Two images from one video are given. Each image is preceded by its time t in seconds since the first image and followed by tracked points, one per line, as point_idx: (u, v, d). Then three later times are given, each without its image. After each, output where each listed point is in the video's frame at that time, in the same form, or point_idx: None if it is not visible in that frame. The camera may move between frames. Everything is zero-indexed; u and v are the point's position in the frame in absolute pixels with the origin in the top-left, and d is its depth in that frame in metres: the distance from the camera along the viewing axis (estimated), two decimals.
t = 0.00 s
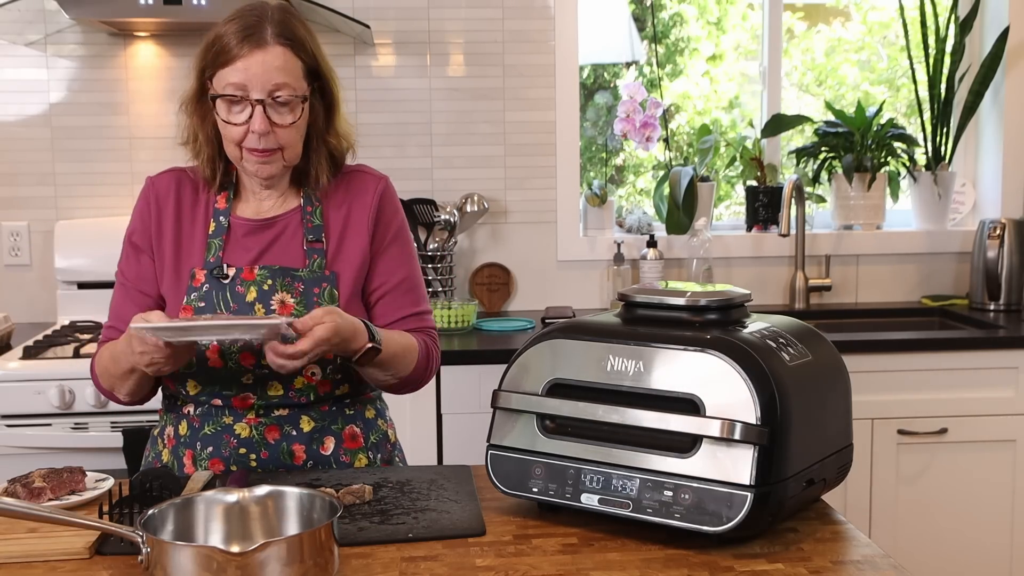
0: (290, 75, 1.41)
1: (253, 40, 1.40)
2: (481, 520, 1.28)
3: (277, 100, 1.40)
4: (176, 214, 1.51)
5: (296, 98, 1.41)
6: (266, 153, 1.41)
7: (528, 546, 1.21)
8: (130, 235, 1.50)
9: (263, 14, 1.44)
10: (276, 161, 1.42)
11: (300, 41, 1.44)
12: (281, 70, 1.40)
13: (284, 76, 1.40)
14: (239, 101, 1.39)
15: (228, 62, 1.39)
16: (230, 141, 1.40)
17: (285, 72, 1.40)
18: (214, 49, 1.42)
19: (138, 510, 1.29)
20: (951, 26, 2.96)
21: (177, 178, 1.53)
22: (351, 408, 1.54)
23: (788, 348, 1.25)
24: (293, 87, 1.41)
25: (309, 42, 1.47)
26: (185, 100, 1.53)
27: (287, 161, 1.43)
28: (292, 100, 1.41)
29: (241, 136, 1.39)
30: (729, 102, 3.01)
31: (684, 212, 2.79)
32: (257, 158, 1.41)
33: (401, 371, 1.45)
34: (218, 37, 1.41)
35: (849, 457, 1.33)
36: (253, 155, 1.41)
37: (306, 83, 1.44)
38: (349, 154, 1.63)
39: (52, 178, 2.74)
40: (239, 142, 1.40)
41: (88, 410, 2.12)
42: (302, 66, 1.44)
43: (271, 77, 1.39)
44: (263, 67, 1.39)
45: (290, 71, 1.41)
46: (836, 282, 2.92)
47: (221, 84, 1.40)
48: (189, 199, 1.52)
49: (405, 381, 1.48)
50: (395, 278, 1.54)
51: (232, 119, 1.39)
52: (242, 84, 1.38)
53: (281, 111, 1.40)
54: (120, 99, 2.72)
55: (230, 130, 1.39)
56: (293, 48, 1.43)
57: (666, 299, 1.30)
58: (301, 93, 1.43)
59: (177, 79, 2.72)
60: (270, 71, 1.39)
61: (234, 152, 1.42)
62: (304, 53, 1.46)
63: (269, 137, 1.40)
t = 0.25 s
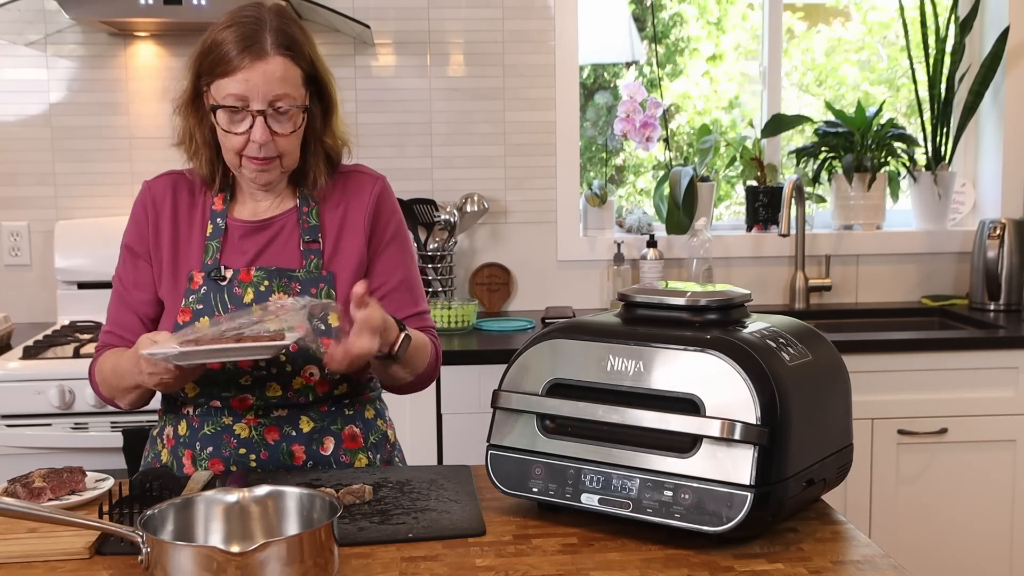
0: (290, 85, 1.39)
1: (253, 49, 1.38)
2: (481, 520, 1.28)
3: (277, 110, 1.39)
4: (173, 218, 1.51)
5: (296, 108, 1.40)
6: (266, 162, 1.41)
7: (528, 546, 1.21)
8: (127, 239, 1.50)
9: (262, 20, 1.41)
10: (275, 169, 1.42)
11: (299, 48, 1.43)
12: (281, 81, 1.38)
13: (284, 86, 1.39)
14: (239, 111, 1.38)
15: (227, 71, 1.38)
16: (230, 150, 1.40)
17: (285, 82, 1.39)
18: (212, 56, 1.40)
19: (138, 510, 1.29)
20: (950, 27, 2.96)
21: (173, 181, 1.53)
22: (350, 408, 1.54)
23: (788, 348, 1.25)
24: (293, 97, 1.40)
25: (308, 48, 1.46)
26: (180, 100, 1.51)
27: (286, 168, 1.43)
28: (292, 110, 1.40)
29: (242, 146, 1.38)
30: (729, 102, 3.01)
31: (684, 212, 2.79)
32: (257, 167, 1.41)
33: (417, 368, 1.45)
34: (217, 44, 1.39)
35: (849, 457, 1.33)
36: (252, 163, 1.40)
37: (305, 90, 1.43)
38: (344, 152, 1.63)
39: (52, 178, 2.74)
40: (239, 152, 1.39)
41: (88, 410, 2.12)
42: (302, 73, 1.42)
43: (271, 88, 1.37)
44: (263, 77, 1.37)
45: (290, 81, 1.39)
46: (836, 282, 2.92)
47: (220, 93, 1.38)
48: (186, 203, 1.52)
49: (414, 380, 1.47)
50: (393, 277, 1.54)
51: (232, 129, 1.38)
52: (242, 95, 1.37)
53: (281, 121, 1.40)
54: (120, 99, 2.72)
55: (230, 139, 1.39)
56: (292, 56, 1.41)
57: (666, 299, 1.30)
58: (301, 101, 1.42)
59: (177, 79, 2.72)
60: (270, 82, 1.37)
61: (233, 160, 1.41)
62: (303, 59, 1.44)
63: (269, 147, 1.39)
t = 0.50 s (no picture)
0: (286, 89, 1.39)
1: (248, 55, 1.37)
2: (481, 520, 1.28)
3: (274, 115, 1.39)
4: (173, 221, 1.51)
5: (292, 112, 1.40)
6: (263, 166, 1.41)
7: (528, 546, 1.21)
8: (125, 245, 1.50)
9: (256, 23, 1.41)
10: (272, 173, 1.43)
11: (293, 52, 1.42)
12: (277, 86, 1.38)
13: (280, 92, 1.39)
14: (236, 117, 1.38)
15: (223, 76, 1.37)
16: (228, 154, 1.40)
17: (281, 87, 1.39)
18: (208, 61, 1.40)
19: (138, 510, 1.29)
20: (951, 27, 2.96)
21: (172, 186, 1.53)
22: (350, 408, 1.54)
23: (788, 348, 1.25)
24: (290, 101, 1.40)
25: (303, 52, 1.45)
26: (177, 105, 1.51)
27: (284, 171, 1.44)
28: (289, 114, 1.40)
29: (239, 150, 1.39)
30: (729, 102, 3.01)
31: (684, 212, 2.79)
32: (254, 171, 1.41)
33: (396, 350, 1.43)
34: (213, 48, 1.39)
35: (850, 457, 1.33)
36: (250, 168, 1.41)
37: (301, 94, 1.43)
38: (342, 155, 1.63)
39: (52, 178, 2.74)
40: (236, 156, 1.40)
41: (87, 410, 2.12)
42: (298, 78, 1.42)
43: (267, 94, 1.37)
44: (259, 83, 1.37)
45: (286, 86, 1.39)
46: (836, 282, 2.92)
47: (216, 99, 1.38)
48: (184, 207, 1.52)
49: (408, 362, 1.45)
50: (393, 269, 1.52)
51: (229, 134, 1.39)
52: (238, 100, 1.37)
53: (278, 126, 1.40)
54: (120, 99, 2.72)
55: (229, 145, 1.39)
56: (288, 59, 1.40)
57: (667, 299, 1.30)
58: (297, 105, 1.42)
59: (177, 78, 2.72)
60: (266, 87, 1.37)
61: (231, 164, 1.42)
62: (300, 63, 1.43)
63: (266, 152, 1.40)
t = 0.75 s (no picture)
0: (290, 91, 1.39)
1: (252, 57, 1.37)
2: (490, 520, 1.28)
3: (279, 117, 1.39)
4: (180, 225, 1.51)
5: (297, 114, 1.40)
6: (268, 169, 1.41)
7: (537, 546, 1.21)
8: (134, 251, 1.51)
9: (259, 25, 1.41)
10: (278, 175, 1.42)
11: (296, 52, 1.42)
12: (282, 88, 1.38)
13: (284, 94, 1.38)
14: (240, 119, 1.38)
15: (227, 80, 1.37)
16: (232, 157, 1.40)
17: (285, 88, 1.38)
18: (211, 63, 1.40)
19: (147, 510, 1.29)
20: (960, 26, 2.96)
21: (180, 190, 1.54)
22: (359, 408, 1.54)
23: (797, 348, 1.25)
24: (293, 103, 1.40)
25: (307, 53, 1.45)
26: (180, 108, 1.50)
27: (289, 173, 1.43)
28: (293, 116, 1.40)
29: (244, 153, 1.38)
30: (737, 102, 3.01)
31: (693, 212, 2.78)
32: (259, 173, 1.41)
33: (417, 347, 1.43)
34: (217, 51, 1.39)
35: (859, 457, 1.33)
36: (255, 170, 1.41)
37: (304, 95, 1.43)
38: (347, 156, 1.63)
39: (61, 178, 2.75)
40: (241, 160, 1.40)
41: (97, 409, 2.12)
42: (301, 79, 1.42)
43: (271, 95, 1.37)
44: (264, 86, 1.37)
45: (290, 88, 1.39)
46: (845, 282, 2.92)
47: (220, 101, 1.38)
48: (190, 211, 1.53)
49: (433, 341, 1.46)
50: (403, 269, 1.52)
51: (233, 137, 1.39)
52: (243, 103, 1.36)
53: (283, 128, 1.40)
54: (129, 99, 2.73)
55: (233, 148, 1.39)
56: (291, 60, 1.40)
57: (675, 299, 1.30)
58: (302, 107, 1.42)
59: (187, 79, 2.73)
60: (271, 90, 1.37)
61: (236, 167, 1.42)
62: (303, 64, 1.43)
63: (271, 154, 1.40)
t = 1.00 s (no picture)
0: (371, 94, 1.41)
1: (333, 61, 1.38)
2: (543, 520, 1.28)
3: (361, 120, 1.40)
4: (238, 226, 1.53)
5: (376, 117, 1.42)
6: (348, 171, 1.43)
7: (589, 546, 1.21)
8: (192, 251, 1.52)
9: (336, 29, 1.42)
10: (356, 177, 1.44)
11: (374, 57, 1.43)
12: (364, 91, 1.39)
13: (367, 97, 1.40)
14: (324, 123, 1.39)
15: (310, 85, 1.38)
16: (312, 160, 1.42)
17: (367, 91, 1.40)
18: (290, 67, 1.40)
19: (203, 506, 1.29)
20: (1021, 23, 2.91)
21: (239, 189, 1.55)
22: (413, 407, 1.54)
23: (853, 350, 1.23)
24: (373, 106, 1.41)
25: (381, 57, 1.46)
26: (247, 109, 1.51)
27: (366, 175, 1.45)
28: (373, 119, 1.41)
29: (326, 155, 1.40)
30: (791, 101, 2.98)
31: (746, 212, 2.77)
32: (339, 176, 1.43)
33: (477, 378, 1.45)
34: (297, 57, 1.40)
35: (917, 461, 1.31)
36: (335, 172, 1.42)
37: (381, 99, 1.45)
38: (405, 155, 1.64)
39: (119, 177, 2.79)
40: (322, 162, 1.41)
41: (154, 406, 2.16)
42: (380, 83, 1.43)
43: (355, 99, 1.38)
44: (346, 90, 1.38)
45: (371, 91, 1.40)
46: (901, 284, 2.89)
47: (302, 106, 1.39)
48: (249, 213, 1.54)
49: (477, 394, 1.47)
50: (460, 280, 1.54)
51: (314, 140, 1.40)
52: (328, 107, 1.38)
53: (364, 131, 1.41)
54: (186, 99, 2.77)
55: (315, 151, 1.40)
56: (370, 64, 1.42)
57: (729, 299, 1.28)
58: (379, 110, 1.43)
59: (242, 79, 2.77)
60: (354, 93, 1.38)
61: (314, 170, 1.43)
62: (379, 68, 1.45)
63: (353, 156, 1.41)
